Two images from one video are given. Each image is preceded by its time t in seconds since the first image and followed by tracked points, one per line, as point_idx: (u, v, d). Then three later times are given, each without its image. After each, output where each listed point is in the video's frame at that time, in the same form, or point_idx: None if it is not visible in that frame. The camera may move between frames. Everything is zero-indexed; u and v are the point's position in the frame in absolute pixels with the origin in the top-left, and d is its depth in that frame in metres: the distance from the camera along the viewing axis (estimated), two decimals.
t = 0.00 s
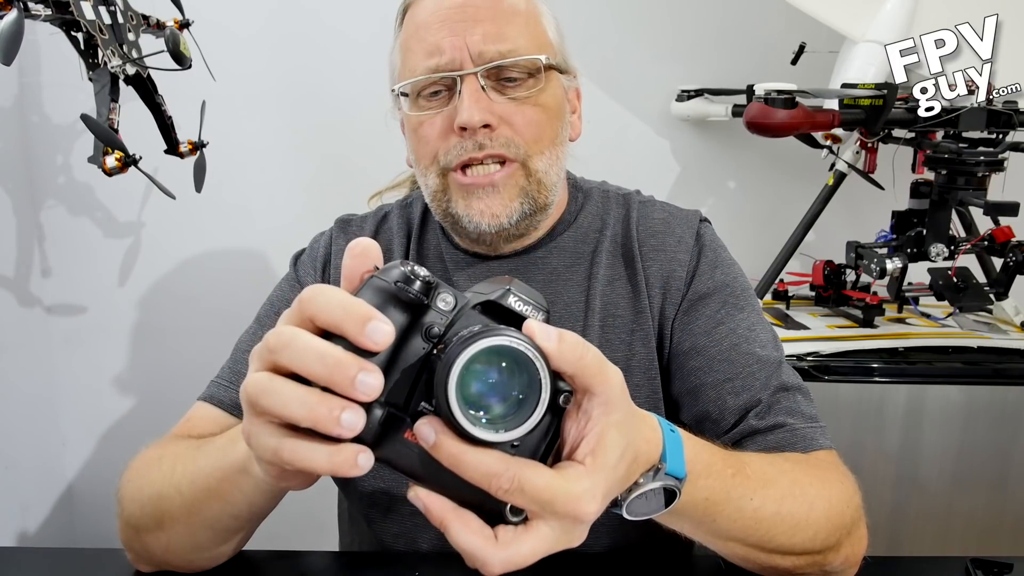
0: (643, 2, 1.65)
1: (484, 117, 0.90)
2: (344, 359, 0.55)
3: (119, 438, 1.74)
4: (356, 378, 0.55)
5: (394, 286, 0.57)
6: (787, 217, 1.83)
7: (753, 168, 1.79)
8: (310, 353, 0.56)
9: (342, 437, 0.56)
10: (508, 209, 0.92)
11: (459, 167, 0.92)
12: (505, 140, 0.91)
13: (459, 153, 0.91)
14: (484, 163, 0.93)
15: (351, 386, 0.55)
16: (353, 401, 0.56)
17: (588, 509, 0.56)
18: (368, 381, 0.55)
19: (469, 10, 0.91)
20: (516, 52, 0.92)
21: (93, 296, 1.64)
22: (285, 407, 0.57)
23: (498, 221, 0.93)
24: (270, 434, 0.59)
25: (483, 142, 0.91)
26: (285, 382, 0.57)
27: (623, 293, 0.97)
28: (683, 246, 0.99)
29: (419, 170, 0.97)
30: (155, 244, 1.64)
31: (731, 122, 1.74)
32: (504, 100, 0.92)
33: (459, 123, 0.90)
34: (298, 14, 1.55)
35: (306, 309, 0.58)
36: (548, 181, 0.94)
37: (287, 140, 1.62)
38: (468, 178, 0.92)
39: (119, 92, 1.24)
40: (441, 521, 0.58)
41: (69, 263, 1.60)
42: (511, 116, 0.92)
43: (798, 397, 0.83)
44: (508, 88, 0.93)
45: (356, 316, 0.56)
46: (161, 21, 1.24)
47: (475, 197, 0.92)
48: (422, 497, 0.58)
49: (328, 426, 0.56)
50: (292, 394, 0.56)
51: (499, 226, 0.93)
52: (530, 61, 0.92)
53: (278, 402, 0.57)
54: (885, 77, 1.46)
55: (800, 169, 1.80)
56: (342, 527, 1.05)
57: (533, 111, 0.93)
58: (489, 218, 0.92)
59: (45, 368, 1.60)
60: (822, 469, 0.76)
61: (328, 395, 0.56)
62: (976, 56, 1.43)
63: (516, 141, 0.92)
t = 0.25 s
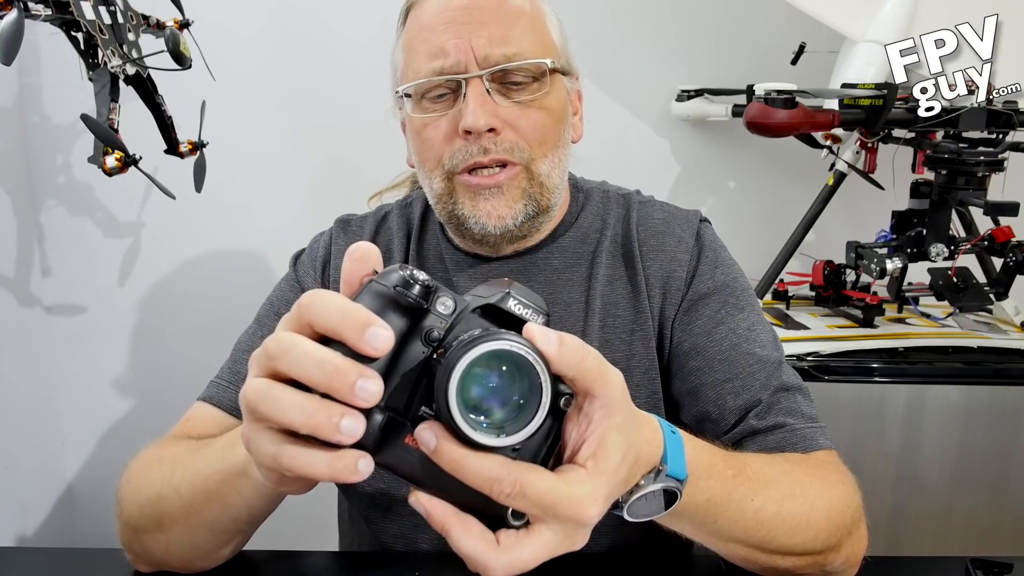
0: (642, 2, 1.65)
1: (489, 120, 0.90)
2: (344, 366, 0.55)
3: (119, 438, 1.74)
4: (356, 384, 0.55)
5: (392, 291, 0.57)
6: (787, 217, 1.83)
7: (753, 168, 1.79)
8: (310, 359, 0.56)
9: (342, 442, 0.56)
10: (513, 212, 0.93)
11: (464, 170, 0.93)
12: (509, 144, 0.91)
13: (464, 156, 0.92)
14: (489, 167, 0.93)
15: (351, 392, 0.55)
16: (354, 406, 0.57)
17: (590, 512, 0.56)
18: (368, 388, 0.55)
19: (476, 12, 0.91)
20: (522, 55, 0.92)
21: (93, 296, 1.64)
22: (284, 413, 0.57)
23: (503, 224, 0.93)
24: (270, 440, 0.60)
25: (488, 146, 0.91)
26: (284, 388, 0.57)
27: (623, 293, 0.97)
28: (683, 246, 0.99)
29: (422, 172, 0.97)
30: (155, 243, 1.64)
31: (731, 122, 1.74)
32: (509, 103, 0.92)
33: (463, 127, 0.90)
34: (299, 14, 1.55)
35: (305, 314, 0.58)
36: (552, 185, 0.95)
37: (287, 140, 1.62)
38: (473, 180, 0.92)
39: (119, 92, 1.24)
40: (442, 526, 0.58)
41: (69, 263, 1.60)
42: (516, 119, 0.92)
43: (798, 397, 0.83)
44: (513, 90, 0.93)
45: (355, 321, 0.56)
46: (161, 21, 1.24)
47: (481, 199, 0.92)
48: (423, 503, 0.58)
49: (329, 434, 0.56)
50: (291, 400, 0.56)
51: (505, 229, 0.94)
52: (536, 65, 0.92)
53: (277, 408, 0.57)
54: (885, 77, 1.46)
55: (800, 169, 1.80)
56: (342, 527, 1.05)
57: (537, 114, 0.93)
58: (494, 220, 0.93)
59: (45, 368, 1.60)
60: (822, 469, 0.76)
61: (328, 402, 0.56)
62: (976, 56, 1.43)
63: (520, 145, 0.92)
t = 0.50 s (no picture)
0: (642, 3, 1.65)
1: (493, 123, 0.90)
2: (347, 346, 0.47)
3: (119, 438, 1.74)
4: (364, 360, 0.46)
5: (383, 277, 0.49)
6: (787, 217, 1.83)
7: (753, 168, 1.79)
8: (315, 340, 0.48)
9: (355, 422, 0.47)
10: (511, 210, 0.92)
11: (466, 170, 0.92)
12: (512, 146, 0.91)
13: (467, 158, 0.91)
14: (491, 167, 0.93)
15: (357, 367, 0.46)
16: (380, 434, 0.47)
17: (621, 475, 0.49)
18: (377, 364, 0.46)
19: (480, 13, 0.91)
20: (526, 58, 0.92)
21: (93, 296, 1.64)
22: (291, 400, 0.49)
23: (502, 223, 0.93)
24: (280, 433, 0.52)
25: (492, 148, 0.91)
26: (293, 371, 0.49)
27: (623, 293, 0.97)
28: (684, 246, 0.99)
29: (424, 173, 0.97)
30: (155, 243, 1.64)
31: (731, 122, 1.74)
32: (513, 106, 0.92)
33: (466, 129, 0.90)
34: (299, 14, 1.55)
35: (302, 301, 0.52)
36: (552, 187, 0.94)
37: (287, 140, 1.62)
38: (474, 179, 0.92)
39: (119, 92, 1.24)
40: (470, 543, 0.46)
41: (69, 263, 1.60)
42: (519, 121, 0.92)
43: (798, 395, 0.83)
44: (516, 91, 0.93)
45: (354, 294, 0.49)
46: (161, 21, 1.24)
47: (481, 196, 0.92)
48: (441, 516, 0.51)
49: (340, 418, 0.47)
50: (298, 382, 0.49)
51: (503, 228, 0.94)
52: (539, 68, 0.92)
53: (284, 392, 0.49)
54: (885, 77, 1.46)
55: (799, 168, 1.80)
56: (342, 527, 1.05)
57: (540, 115, 0.93)
58: (493, 219, 0.93)
59: (45, 368, 1.60)
60: (821, 458, 0.76)
61: (339, 380, 0.48)
62: (976, 56, 1.43)
63: (522, 147, 0.92)
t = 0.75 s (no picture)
0: (642, 3, 1.65)
1: (496, 131, 0.90)
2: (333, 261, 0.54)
3: (119, 438, 1.74)
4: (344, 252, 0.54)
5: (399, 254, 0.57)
6: (786, 217, 1.83)
7: (753, 168, 1.79)
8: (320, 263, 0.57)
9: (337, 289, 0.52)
10: (512, 218, 0.93)
11: (469, 176, 0.92)
12: (515, 153, 0.91)
13: (469, 164, 0.91)
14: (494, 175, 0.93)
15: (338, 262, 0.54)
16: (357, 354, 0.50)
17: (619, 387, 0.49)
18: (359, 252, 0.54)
19: (484, 18, 0.91)
20: (532, 65, 0.92)
21: (93, 296, 1.64)
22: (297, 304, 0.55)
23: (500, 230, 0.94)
24: (313, 364, 0.55)
25: (495, 155, 0.90)
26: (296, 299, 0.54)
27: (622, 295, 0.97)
28: (683, 248, 0.99)
29: (425, 177, 0.97)
30: (156, 243, 1.64)
31: (731, 122, 1.74)
32: (517, 113, 0.92)
33: (470, 136, 0.90)
34: (300, 14, 1.55)
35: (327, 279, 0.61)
36: (553, 194, 0.95)
37: (287, 140, 1.62)
38: (478, 188, 0.92)
39: (119, 92, 1.24)
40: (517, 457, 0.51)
41: (69, 263, 1.60)
42: (522, 130, 0.92)
43: (794, 396, 0.83)
44: (521, 98, 0.93)
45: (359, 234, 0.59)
46: (161, 20, 1.24)
47: (484, 205, 0.93)
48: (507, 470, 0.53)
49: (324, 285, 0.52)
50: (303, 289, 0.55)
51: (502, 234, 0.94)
52: (545, 76, 0.93)
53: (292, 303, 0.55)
54: (885, 77, 1.46)
55: (799, 168, 1.80)
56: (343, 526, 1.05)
57: (543, 123, 0.93)
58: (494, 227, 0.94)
59: (45, 369, 1.60)
60: (803, 453, 0.77)
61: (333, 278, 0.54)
62: (976, 56, 1.44)
63: (525, 155, 0.91)
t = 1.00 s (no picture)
0: (642, 3, 1.65)
1: (492, 131, 0.90)
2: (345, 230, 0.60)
3: (119, 438, 1.74)
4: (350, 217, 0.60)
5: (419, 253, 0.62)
6: (786, 217, 1.83)
7: (753, 168, 1.79)
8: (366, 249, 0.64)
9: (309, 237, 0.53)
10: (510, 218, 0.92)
11: (465, 178, 0.91)
12: (512, 152, 0.91)
13: (466, 165, 0.90)
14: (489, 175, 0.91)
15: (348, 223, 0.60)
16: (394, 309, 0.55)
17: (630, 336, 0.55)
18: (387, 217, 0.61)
19: (479, 19, 0.91)
20: (527, 65, 0.92)
21: (93, 296, 1.64)
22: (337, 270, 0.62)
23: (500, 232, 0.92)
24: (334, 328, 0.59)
25: (491, 155, 0.90)
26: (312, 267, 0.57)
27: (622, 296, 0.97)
28: (683, 248, 0.99)
29: (422, 179, 0.97)
30: (156, 243, 1.64)
31: (731, 122, 1.74)
32: (513, 113, 0.92)
33: (465, 137, 0.89)
34: (299, 14, 1.55)
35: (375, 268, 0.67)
36: (550, 193, 0.94)
37: (287, 140, 1.62)
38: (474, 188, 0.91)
39: (119, 92, 1.24)
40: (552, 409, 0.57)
41: (69, 263, 1.60)
42: (519, 128, 0.92)
43: (795, 395, 0.83)
44: (516, 98, 0.93)
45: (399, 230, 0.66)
46: (161, 21, 1.24)
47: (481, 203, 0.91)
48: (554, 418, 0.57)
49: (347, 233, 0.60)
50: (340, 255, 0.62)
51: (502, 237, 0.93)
52: (539, 75, 0.93)
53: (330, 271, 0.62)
54: (885, 77, 1.47)
55: (799, 168, 1.80)
56: (343, 527, 1.05)
57: (539, 121, 0.93)
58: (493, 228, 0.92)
59: (45, 368, 1.60)
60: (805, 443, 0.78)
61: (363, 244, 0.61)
62: (976, 56, 1.44)
63: (521, 154, 0.91)
